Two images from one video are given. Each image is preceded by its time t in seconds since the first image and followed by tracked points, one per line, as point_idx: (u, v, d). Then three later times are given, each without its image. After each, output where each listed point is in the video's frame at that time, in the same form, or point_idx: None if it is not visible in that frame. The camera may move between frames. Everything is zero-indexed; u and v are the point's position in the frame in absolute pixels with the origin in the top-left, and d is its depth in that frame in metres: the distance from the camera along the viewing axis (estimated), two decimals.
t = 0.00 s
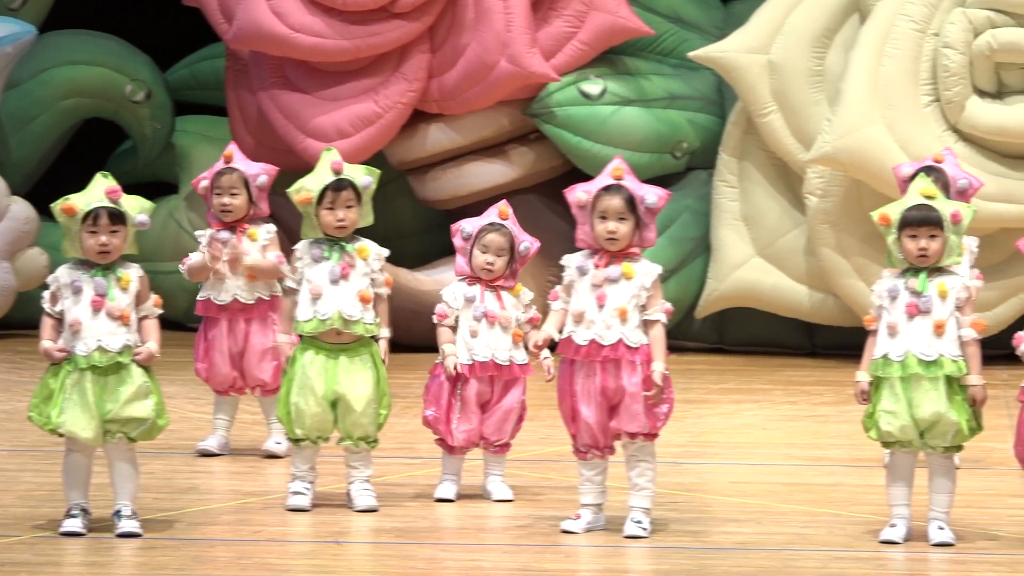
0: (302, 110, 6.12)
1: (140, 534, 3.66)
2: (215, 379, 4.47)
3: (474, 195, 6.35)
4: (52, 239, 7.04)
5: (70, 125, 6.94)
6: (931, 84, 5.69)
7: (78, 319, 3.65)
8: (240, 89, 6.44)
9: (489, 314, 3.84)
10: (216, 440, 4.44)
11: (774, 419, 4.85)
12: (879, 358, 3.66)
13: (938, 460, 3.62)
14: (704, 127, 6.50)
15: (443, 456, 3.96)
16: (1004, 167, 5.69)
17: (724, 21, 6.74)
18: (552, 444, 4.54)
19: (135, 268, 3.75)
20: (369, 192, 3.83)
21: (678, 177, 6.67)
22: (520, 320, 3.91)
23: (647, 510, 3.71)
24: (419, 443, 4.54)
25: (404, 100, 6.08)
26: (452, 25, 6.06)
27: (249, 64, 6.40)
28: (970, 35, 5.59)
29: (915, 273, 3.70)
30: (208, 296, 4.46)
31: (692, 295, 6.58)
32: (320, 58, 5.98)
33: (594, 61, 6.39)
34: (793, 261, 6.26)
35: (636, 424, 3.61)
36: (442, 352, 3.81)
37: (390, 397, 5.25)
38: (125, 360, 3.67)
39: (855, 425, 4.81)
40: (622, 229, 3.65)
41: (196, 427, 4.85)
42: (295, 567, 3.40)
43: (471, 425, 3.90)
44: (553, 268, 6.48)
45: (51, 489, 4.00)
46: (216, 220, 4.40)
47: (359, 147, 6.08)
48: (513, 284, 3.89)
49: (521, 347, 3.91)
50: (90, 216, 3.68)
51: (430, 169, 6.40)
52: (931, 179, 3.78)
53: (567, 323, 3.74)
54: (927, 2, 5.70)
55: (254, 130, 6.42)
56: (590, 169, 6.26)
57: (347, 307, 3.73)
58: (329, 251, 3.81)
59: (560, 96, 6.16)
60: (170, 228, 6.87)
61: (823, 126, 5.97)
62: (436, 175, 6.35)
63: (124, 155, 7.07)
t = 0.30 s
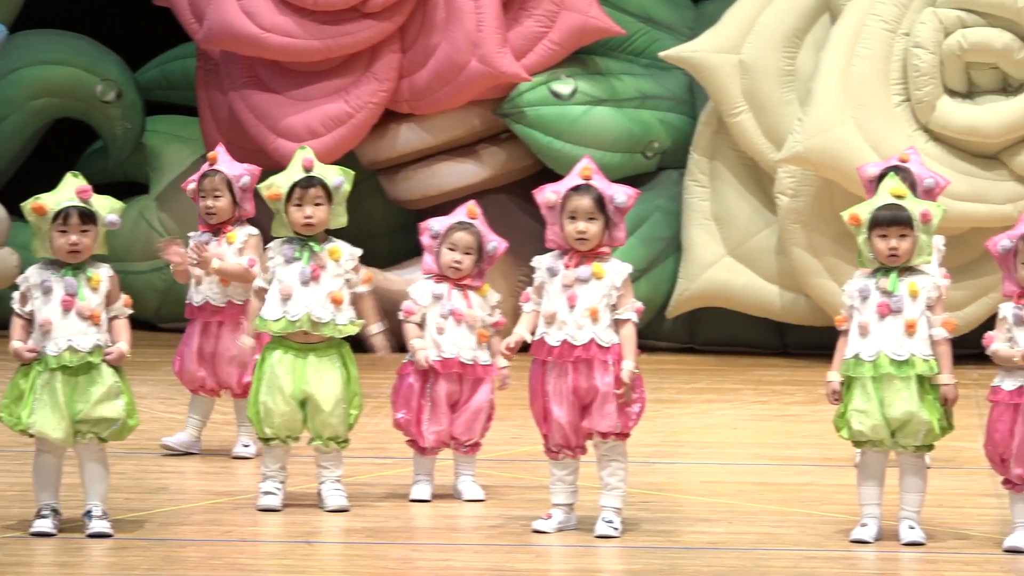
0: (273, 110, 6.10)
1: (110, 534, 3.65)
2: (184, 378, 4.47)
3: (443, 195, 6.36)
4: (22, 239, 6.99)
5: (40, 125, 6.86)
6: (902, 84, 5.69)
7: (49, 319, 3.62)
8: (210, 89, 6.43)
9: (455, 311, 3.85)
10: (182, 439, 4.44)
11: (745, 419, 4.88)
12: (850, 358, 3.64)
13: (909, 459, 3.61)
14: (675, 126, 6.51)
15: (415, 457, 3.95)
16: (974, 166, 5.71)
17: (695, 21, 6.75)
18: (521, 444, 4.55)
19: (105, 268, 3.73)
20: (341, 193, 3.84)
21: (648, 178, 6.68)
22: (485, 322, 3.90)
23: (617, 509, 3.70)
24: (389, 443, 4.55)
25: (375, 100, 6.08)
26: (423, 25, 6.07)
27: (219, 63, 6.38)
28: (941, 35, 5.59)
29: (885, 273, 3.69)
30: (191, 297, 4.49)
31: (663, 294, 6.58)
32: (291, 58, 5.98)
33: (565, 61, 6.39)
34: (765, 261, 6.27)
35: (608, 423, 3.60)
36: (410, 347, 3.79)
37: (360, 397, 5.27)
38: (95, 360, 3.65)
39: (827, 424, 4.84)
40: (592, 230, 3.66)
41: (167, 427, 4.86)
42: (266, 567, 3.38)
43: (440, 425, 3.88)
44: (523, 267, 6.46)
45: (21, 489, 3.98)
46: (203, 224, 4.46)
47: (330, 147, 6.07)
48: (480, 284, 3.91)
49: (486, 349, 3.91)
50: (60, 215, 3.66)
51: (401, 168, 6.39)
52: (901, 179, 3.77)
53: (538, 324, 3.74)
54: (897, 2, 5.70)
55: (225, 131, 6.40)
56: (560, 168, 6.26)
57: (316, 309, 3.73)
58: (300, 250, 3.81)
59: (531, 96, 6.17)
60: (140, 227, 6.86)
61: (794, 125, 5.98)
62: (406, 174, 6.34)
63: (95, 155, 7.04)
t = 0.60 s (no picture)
0: (245, 110, 6.13)
1: (81, 534, 3.65)
2: (149, 379, 4.52)
3: (414, 195, 6.37)
4: None
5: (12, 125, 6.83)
6: (872, 84, 5.70)
7: (19, 319, 3.63)
8: (181, 89, 6.45)
9: (420, 310, 3.87)
10: (159, 442, 4.51)
11: (715, 420, 4.95)
12: (821, 358, 3.59)
13: (881, 459, 3.56)
14: (644, 126, 6.52)
15: (385, 457, 3.97)
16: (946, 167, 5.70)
17: (666, 21, 6.81)
18: (494, 443, 4.63)
19: (75, 269, 3.72)
20: (314, 193, 3.85)
21: (618, 177, 6.67)
22: (451, 320, 3.92)
23: (588, 510, 3.69)
24: (360, 443, 4.63)
25: (345, 100, 6.09)
26: (393, 25, 6.09)
27: (190, 64, 6.41)
28: (911, 35, 5.58)
29: (856, 272, 3.65)
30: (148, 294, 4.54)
31: (634, 294, 6.59)
32: (262, 58, 6.00)
33: (536, 61, 6.41)
34: (735, 261, 6.28)
35: (579, 422, 3.59)
36: (376, 347, 3.80)
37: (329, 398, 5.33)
38: (66, 360, 3.65)
39: (797, 424, 4.95)
40: (561, 230, 3.66)
41: (139, 428, 4.92)
42: (236, 567, 3.36)
43: (409, 425, 3.90)
44: (494, 269, 6.49)
45: None
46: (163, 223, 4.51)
47: (300, 147, 6.10)
48: (444, 282, 3.93)
49: (452, 348, 3.92)
50: (29, 216, 3.68)
51: (372, 168, 6.40)
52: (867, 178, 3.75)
53: (509, 324, 3.74)
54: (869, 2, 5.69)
55: (196, 131, 6.44)
56: (531, 168, 6.26)
57: (287, 308, 3.74)
58: (271, 249, 3.81)
59: (501, 96, 6.18)
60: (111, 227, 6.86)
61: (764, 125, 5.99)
62: (378, 174, 6.35)
63: (66, 155, 7.05)
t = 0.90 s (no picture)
0: (214, 110, 6.10)
1: (50, 534, 3.61)
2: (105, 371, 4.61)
3: (383, 195, 6.37)
4: None
5: None
6: (841, 83, 5.71)
7: None
8: (150, 90, 6.42)
9: (388, 310, 3.85)
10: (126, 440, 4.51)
11: (685, 419, 4.96)
12: (790, 357, 3.59)
13: (850, 458, 3.57)
14: (614, 126, 6.52)
15: (355, 456, 3.96)
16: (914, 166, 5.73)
17: (635, 21, 6.80)
18: (463, 443, 4.62)
19: (44, 269, 3.70)
20: (284, 192, 3.83)
21: (588, 177, 6.68)
22: (422, 320, 3.91)
23: (557, 509, 3.69)
24: (329, 443, 4.62)
25: (315, 100, 6.08)
26: (363, 24, 6.07)
27: (159, 64, 6.36)
28: (880, 35, 5.60)
29: (824, 272, 3.65)
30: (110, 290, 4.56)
31: (603, 294, 6.61)
32: (231, 59, 5.97)
33: (505, 61, 6.40)
34: (705, 261, 6.29)
35: (549, 422, 3.61)
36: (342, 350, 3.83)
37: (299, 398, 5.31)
38: (35, 360, 3.60)
39: (766, 423, 4.95)
40: (532, 229, 3.66)
41: (107, 428, 4.89)
42: (206, 567, 3.34)
43: (379, 424, 3.90)
44: (464, 268, 6.48)
45: None
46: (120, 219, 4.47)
47: (270, 147, 6.08)
48: (414, 282, 3.92)
49: (424, 347, 3.91)
50: None
51: (341, 168, 6.40)
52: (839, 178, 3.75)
53: (478, 324, 3.73)
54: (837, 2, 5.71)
55: (165, 131, 6.42)
56: (500, 168, 6.27)
57: (257, 307, 3.72)
58: (241, 249, 3.80)
59: (470, 96, 6.18)
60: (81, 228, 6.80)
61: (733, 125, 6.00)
62: (346, 174, 6.35)
63: (34, 155, 7.01)
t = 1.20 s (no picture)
0: (184, 110, 6.07)
1: (19, 534, 3.58)
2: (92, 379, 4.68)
3: (353, 195, 6.35)
4: None
5: None
6: (810, 83, 5.74)
7: None
8: (119, 89, 6.36)
9: (365, 310, 3.85)
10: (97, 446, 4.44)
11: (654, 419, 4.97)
12: (758, 356, 3.61)
13: (818, 458, 3.58)
14: (584, 127, 6.53)
15: (326, 453, 3.95)
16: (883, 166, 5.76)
17: (604, 20, 6.80)
18: (432, 443, 4.61)
19: (12, 269, 3.63)
20: (252, 193, 3.81)
21: (558, 177, 6.68)
22: (399, 320, 3.90)
23: (527, 509, 3.69)
24: (299, 443, 4.59)
25: (284, 99, 6.06)
26: (332, 24, 6.05)
27: (127, 63, 6.33)
28: (849, 35, 5.62)
29: (794, 272, 3.67)
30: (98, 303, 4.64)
31: (572, 294, 6.61)
32: (200, 58, 5.94)
33: (474, 61, 6.40)
34: (674, 261, 6.30)
35: (519, 422, 3.60)
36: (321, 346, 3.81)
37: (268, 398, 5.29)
38: (3, 361, 3.55)
39: (735, 423, 4.96)
40: (501, 229, 3.65)
41: (75, 428, 4.87)
42: (175, 567, 3.32)
43: (352, 423, 3.89)
44: (434, 268, 6.45)
45: None
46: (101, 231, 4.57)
47: (238, 147, 6.05)
48: (393, 282, 3.91)
49: (400, 348, 3.91)
50: None
51: (310, 168, 6.38)
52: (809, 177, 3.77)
53: (449, 324, 3.72)
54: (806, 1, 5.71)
55: (134, 131, 6.38)
56: (470, 168, 6.26)
57: (225, 306, 3.70)
58: (209, 249, 3.78)
59: (439, 96, 6.18)
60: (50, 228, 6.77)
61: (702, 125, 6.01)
62: (316, 174, 6.33)
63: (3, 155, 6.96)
